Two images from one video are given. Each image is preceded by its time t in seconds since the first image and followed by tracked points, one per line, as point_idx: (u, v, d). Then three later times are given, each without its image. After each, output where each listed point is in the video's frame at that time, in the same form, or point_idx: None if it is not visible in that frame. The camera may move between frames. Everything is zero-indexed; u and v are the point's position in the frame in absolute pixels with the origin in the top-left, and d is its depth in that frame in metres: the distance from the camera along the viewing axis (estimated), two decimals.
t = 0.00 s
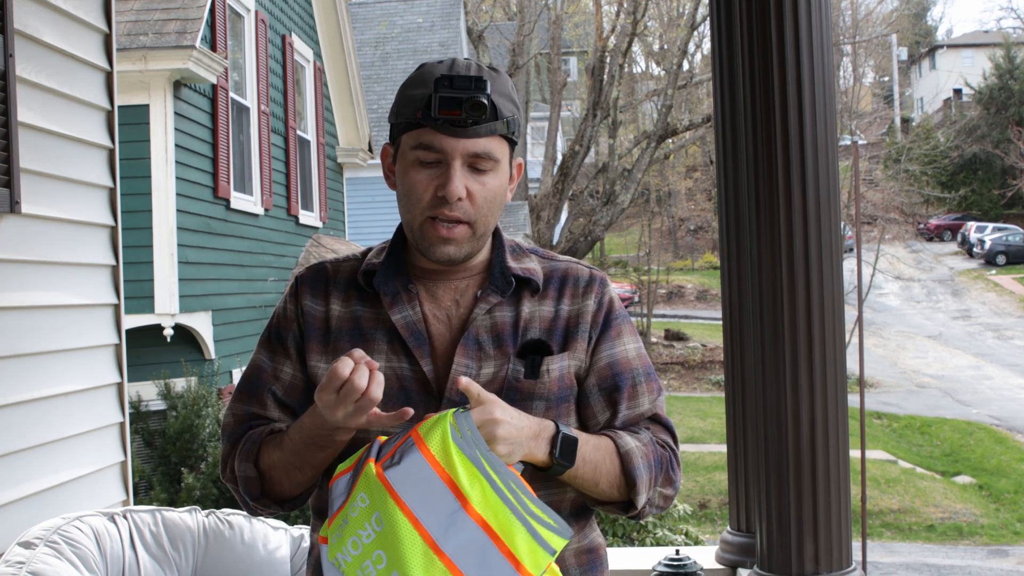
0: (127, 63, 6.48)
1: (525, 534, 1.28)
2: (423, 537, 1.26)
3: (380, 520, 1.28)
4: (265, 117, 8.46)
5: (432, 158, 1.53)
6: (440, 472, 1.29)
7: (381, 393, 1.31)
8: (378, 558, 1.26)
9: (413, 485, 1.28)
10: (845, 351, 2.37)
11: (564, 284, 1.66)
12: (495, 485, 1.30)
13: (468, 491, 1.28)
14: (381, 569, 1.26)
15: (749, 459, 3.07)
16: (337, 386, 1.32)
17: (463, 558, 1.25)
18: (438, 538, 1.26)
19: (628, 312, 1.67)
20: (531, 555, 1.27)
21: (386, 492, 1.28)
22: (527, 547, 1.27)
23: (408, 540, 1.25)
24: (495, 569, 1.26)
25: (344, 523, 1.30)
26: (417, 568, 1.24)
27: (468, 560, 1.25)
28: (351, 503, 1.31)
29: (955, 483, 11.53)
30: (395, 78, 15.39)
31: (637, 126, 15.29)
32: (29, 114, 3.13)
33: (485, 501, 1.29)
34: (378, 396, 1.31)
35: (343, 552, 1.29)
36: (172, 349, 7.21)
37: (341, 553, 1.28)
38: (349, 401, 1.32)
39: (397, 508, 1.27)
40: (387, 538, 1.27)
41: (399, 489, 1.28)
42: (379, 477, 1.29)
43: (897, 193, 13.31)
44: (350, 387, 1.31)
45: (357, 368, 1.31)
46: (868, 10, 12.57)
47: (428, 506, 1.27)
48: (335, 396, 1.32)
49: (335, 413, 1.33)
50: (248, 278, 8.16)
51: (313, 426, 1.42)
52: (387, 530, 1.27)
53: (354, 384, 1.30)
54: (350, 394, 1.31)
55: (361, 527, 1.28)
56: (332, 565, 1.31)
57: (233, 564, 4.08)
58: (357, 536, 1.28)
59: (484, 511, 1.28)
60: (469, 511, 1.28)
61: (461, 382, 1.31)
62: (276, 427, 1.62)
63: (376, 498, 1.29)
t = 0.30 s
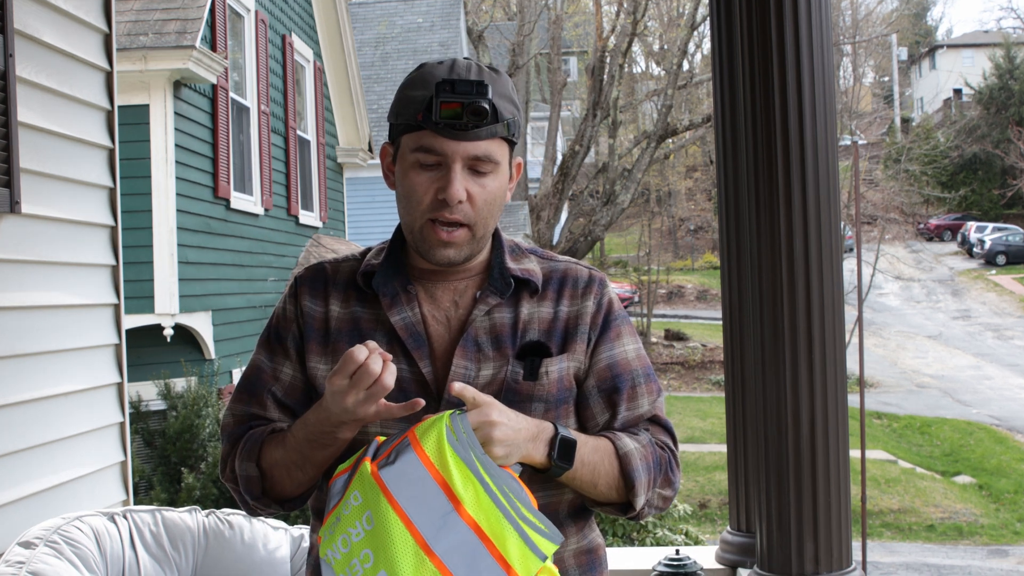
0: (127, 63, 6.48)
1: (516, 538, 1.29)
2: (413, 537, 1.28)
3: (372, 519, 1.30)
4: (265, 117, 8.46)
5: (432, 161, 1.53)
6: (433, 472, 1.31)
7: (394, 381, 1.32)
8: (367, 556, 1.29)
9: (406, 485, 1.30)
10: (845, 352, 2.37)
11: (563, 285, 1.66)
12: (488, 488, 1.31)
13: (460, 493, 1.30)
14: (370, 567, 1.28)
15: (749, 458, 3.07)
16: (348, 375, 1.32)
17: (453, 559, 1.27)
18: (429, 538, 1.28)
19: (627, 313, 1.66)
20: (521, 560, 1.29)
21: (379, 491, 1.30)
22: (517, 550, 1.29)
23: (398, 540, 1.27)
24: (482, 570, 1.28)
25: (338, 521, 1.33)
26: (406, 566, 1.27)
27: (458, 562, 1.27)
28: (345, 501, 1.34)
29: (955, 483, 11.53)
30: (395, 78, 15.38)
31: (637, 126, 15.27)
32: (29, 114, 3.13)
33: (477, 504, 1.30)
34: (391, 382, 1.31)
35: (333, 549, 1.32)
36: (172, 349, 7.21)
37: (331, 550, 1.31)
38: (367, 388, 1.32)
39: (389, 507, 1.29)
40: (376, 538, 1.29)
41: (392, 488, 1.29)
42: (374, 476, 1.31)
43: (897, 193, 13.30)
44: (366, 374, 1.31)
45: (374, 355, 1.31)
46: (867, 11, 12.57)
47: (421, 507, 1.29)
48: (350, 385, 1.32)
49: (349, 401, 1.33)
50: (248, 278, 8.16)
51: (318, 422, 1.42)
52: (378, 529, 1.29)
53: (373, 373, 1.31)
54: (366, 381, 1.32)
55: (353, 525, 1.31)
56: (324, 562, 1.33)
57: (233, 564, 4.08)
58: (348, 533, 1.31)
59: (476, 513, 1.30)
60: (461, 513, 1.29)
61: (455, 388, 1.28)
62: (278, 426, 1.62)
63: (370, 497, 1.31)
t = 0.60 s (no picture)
0: (127, 63, 6.48)
1: (516, 533, 1.29)
2: (413, 532, 1.28)
3: (373, 515, 1.30)
4: (264, 117, 8.46)
5: (433, 159, 1.53)
6: (434, 469, 1.31)
7: (391, 373, 1.31)
8: (369, 553, 1.29)
9: (408, 481, 1.30)
10: (845, 351, 2.38)
11: (563, 284, 1.66)
12: (489, 484, 1.31)
13: (461, 489, 1.30)
14: (372, 563, 1.28)
15: (749, 458, 3.07)
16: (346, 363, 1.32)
17: (454, 555, 1.27)
18: (430, 534, 1.28)
19: (627, 313, 1.67)
20: (522, 554, 1.29)
21: (380, 489, 1.29)
22: (518, 545, 1.29)
23: (399, 536, 1.27)
24: (484, 566, 1.27)
25: (338, 519, 1.32)
26: (407, 563, 1.26)
27: (459, 558, 1.27)
28: (345, 498, 1.33)
29: (955, 483, 11.53)
30: (394, 78, 15.37)
31: (637, 126, 15.28)
32: (29, 114, 3.13)
33: (478, 500, 1.30)
34: (389, 375, 1.31)
35: (334, 546, 1.31)
36: (172, 349, 7.22)
37: (332, 547, 1.31)
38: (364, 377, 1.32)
39: (389, 504, 1.28)
40: (378, 534, 1.29)
41: (393, 484, 1.29)
42: (374, 472, 1.31)
43: (897, 193, 13.28)
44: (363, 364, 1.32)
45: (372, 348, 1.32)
46: (868, 11, 12.57)
47: (422, 503, 1.29)
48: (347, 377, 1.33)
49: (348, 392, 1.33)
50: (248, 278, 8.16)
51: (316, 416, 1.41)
52: (378, 526, 1.29)
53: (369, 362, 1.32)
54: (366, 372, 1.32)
55: (354, 522, 1.31)
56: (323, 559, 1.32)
57: (233, 564, 4.08)
58: (349, 531, 1.30)
59: (476, 509, 1.30)
60: (461, 509, 1.29)
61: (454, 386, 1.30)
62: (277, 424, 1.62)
63: (370, 493, 1.30)
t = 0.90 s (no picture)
0: (127, 63, 6.48)
1: (496, 545, 1.29)
2: (403, 536, 1.28)
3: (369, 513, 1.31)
4: (264, 117, 8.46)
5: (414, 139, 1.55)
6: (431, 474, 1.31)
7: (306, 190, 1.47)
8: (363, 551, 1.30)
9: (406, 482, 1.31)
10: (845, 352, 2.38)
11: (566, 282, 1.66)
12: (479, 496, 1.31)
13: (452, 498, 1.31)
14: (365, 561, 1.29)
15: (748, 458, 3.07)
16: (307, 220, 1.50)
17: (439, 561, 1.27)
18: (418, 539, 1.28)
19: (631, 311, 1.66)
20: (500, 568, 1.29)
21: (377, 485, 1.30)
22: (497, 558, 1.29)
23: (389, 538, 1.27)
24: None
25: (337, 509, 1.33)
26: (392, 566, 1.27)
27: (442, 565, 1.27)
28: (348, 489, 1.34)
29: (955, 483, 11.55)
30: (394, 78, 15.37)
31: (637, 126, 15.28)
32: (29, 114, 3.13)
33: (468, 512, 1.31)
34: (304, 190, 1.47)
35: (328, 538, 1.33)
36: (172, 349, 7.22)
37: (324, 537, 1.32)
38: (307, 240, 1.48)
39: (385, 503, 1.29)
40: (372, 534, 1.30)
41: (390, 483, 1.30)
42: (374, 469, 1.31)
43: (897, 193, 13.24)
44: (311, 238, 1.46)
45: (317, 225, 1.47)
46: (867, 11, 12.55)
47: (412, 508, 1.30)
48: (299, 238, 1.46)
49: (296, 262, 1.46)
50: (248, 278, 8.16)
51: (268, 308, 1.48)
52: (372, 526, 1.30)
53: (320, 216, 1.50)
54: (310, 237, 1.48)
55: (355, 515, 1.32)
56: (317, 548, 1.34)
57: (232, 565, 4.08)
58: (351, 523, 1.31)
59: (464, 520, 1.30)
60: (450, 518, 1.30)
61: (439, 409, 1.29)
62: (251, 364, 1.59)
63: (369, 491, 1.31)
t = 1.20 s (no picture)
0: (127, 63, 6.48)
1: (479, 556, 1.30)
2: (388, 536, 1.31)
3: (360, 508, 1.34)
4: (264, 117, 8.45)
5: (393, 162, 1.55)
6: (423, 474, 1.33)
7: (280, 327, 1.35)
8: (349, 545, 1.35)
9: (398, 479, 1.33)
10: (846, 352, 2.37)
11: (567, 285, 1.66)
12: (468, 506, 1.32)
13: (441, 504, 1.32)
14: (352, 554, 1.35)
15: (748, 458, 3.07)
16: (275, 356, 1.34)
17: (420, 563, 1.29)
18: (403, 539, 1.31)
19: (633, 314, 1.67)
20: None
21: (368, 483, 1.32)
22: (478, 565, 1.30)
23: (374, 535, 1.30)
24: None
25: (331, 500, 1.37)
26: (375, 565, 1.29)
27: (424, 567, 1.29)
28: (345, 481, 1.37)
29: (956, 483, 11.55)
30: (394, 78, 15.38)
31: (637, 126, 15.28)
32: (28, 113, 3.12)
33: (457, 518, 1.32)
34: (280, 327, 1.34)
35: (321, 528, 1.36)
36: (171, 349, 7.21)
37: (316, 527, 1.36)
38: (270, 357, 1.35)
39: (375, 501, 1.31)
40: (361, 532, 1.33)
41: (382, 479, 1.32)
42: (369, 464, 1.33)
43: (897, 193, 13.20)
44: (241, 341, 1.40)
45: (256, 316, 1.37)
46: (867, 11, 12.51)
47: (400, 509, 1.32)
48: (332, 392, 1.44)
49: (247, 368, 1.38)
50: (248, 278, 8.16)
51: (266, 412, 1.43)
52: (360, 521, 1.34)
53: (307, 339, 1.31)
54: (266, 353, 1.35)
55: (348, 508, 1.35)
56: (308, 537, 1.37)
57: (233, 564, 4.09)
58: (344, 514, 1.35)
59: (450, 525, 1.32)
60: (438, 523, 1.32)
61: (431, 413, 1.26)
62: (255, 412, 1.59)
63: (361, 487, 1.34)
